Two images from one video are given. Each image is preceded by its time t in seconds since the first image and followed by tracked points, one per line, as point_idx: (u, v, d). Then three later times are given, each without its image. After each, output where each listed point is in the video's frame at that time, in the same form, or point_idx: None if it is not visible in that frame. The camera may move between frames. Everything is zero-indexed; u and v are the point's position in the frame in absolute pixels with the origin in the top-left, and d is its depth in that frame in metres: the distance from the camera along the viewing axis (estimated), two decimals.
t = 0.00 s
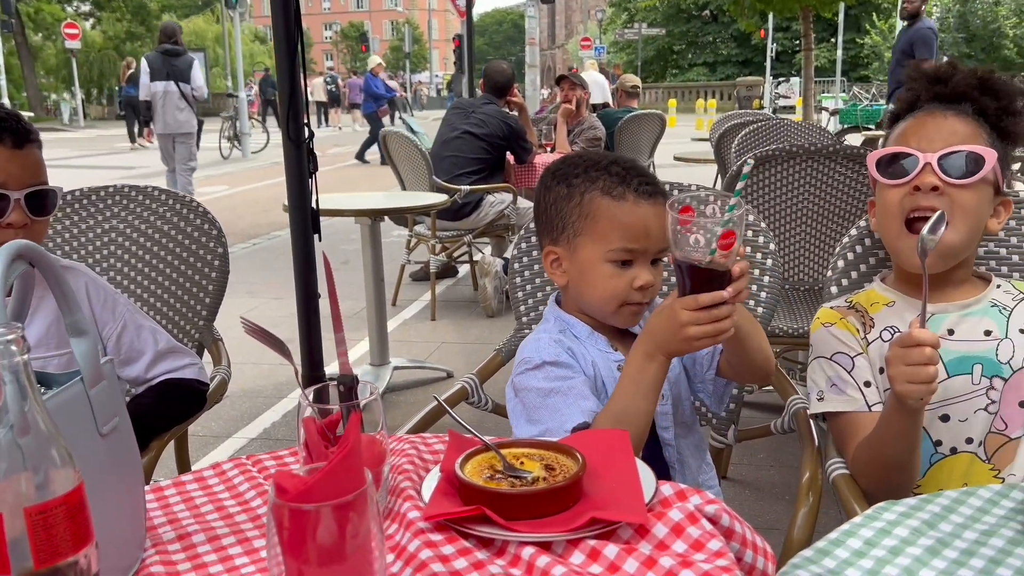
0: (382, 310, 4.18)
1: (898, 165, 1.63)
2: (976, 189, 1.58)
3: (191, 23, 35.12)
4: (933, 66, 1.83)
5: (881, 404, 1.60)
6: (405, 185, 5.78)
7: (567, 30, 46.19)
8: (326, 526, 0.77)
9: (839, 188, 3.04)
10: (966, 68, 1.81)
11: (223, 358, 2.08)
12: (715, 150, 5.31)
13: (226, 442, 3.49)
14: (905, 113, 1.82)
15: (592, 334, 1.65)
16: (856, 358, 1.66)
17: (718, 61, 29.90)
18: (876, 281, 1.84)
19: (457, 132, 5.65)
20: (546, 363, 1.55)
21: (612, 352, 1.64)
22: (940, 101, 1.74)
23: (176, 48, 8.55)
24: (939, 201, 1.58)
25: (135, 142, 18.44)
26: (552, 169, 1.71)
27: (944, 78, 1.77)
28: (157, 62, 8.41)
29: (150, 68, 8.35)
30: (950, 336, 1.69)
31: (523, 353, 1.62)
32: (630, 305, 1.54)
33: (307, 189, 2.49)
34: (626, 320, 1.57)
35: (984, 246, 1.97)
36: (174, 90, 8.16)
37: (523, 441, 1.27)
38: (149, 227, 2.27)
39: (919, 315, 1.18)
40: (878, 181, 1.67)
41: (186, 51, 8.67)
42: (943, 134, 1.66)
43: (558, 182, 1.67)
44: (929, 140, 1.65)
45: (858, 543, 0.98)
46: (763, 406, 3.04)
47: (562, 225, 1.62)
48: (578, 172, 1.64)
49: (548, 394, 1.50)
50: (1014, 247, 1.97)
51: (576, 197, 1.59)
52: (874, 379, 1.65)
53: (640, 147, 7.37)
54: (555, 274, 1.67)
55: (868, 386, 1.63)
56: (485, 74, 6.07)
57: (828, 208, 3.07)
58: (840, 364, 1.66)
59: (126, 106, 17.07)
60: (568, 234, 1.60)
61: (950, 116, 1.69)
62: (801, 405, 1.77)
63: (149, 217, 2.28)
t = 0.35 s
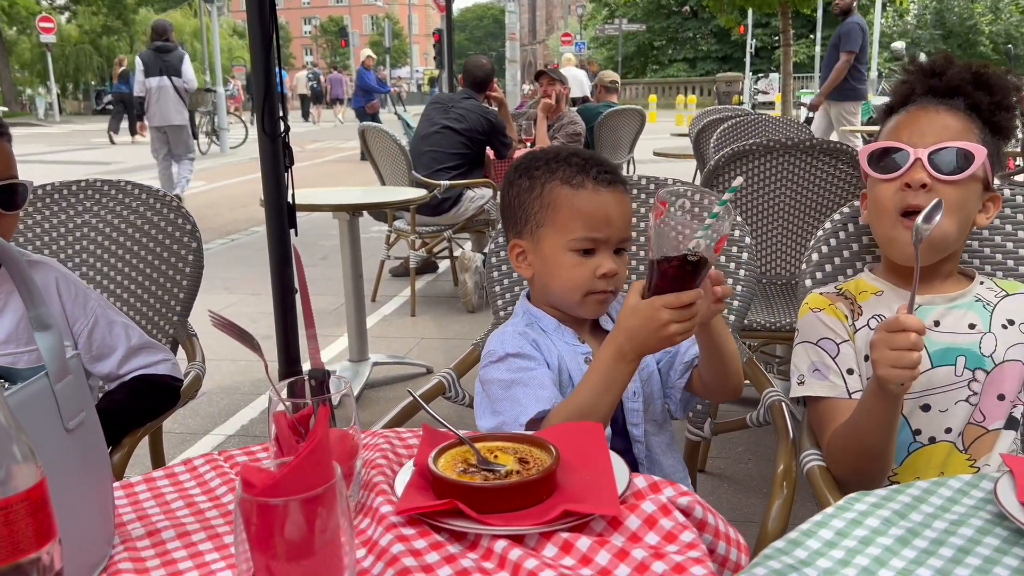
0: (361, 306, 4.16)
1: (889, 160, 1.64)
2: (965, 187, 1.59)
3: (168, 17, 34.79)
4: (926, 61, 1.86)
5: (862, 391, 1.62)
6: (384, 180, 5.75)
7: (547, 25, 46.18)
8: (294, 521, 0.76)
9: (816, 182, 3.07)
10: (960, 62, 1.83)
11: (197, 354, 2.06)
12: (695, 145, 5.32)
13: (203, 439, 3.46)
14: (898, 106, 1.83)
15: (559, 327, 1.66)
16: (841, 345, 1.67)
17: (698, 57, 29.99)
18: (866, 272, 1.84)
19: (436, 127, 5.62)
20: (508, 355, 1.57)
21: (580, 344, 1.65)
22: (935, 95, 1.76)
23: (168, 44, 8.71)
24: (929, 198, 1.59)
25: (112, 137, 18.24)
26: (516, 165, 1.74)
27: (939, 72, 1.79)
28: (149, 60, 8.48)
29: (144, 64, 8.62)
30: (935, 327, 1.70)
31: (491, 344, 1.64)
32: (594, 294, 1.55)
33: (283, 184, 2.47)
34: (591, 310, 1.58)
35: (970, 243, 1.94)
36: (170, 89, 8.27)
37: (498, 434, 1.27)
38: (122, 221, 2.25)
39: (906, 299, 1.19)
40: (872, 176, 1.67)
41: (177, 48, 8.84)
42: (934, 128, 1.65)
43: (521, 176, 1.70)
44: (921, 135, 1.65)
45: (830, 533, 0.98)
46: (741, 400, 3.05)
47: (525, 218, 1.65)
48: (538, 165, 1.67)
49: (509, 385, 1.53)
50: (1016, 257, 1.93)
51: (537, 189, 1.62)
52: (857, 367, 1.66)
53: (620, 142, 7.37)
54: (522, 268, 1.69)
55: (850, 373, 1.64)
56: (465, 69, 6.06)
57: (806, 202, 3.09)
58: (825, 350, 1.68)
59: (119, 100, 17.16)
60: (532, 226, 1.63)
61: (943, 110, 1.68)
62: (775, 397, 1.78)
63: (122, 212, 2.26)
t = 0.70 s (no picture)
0: (342, 302, 4.14)
1: (861, 157, 1.64)
2: (937, 183, 1.60)
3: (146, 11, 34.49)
4: (890, 55, 1.88)
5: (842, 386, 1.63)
6: (365, 176, 5.73)
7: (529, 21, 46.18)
8: (264, 516, 0.75)
9: (790, 175, 3.08)
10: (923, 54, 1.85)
11: (172, 349, 2.04)
12: (675, 140, 5.33)
13: (181, 436, 3.43)
14: (865, 102, 1.83)
15: (546, 324, 1.65)
16: (822, 340, 1.68)
17: (680, 53, 30.10)
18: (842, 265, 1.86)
19: (417, 122, 5.60)
20: (496, 352, 1.56)
21: (567, 342, 1.65)
22: (901, 89, 1.78)
23: (162, 44, 9.00)
24: (903, 195, 1.61)
25: (90, 133, 18.06)
26: (495, 159, 1.75)
27: (904, 67, 1.81)
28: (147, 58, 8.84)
29: (142, 61, 8.66)
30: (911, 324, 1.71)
31: (479, 339, 1.62)
32: (580, 283, 1.56)
33: (260, 179, 2.45)
34: (578, 300, 1.58)
35: (945, 237, 1.95)
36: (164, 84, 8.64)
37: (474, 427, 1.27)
38: (96, 216, 2.22)
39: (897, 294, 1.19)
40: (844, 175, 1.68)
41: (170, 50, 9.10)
42: (904, 125, 1.66)
43: (500, 170, 1.70)
44: (893, 133, 1.66)
45: (802, 524, 0.99)
46: (719, 395, 3.06)
47: (506, 211, 1.65)
48: (517, 158, 1.67)
49: (501, 382, 1.51)
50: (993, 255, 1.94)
51: (517, 181, 1.62)
52: (837, 362, 1.68)
53: (602, 138, 7.38)
54: (506, 261, 1.69)
55: (830, 368, 1.66)
56: (439, 64, 6.03)
57: (783, 196, 3.10)
58: (807, 343, 1.69)
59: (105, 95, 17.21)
60: (513, 219, 1.63)
61: (913, 108, 1.70)
62: (753, 390, 1.79)
63: (95, 206, 2.23)
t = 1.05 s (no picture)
0: (323, 299, 4.12)
1: (841, 162, 1.64)
2: (915, 185, 1.61)
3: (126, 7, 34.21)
4: (860, 42, 1.90)
5: (820, 384, 1.64)
6: (345, 172, 5.70)
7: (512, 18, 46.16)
8: (233, 511, 0.75)
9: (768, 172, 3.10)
10: (893, 43, 1.87)
11: (148, 347, 2.01)
12: (655, 135, 5.34)
13: (160, 435, 3.40)
14: (838, 93, 1.84)
15: (529, 316, 1.65)
16: (802, 338, 1.69)
17: (662, 50, 30.19)
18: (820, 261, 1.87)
19: (397, 119, 5.59)
20: (478, 343, 1.56)
21: (549, 334, 1.65)
22: (874, 82, 1.79)
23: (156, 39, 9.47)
24: (885, 200, 1.61)
25: (69, 130, 17.88)
26: (480, 152, 1.74)
27: (877, 56, 1.83)
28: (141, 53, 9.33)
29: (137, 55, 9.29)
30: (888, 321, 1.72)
31: (462, 330, 1.62)
32: (561, 279, 1.55)
33: (237, 175, 2.43)
34: (557, 296, 1.57)
35: (921, 232, 1.97)
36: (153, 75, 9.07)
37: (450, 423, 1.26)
38: (71, 213, 2.19)
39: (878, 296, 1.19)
40: (824, 177, 1.67)
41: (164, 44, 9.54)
42: (881, 126, 1.66)
43: (485, 163, 1.70)
44: (871, 135, 1.66)
45: (777, 517, 0.99)
46: (699, 390, 3.07)
47: (490, 204, 1.64)
48: (502, 151, 1.67)
49: (480, 375, 1.51)
50: (967, 248, 1.95)
51: (500, 175, 1.62)
52: (816, 359, 1.68)
53: (584, 135, 7.38)
54: (489, 255, 1.69)
55: (809, 366, 1.66)
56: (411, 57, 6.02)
57: (759, 191, 3.11)
58: (786, 341, 1.69)
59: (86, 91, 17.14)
60: (496, 213, 1.62)
61: (889, 106, 1.69)
62: (731, 385, 1.79)
63: (70, 203, 2.20)
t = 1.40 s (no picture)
0: (301, 298, 4.09)
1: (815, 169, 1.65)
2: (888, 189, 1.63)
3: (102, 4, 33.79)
4: (830, 36, 1.91)
5: (792, 381, 1.65)
6: (324, 172, 5.67)
7: (491, 17, 46.13)
8: (200, 511, 0.74)
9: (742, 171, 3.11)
10: (863, 38, 1.89)
11: (122, 347, 1.99)
12: (634, 134, 5.36)
13: (136, 436, 3.37)
14: (809, 87, 1.86)
15: (502, 315, 1.65)
16: (774, 336, 1.70)
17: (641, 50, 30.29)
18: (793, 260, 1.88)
19: (378, 118, 5.57)
20: (450, 343, 1.55)
21: (521, 333, 1.64)
22: (846, 78, 1.80)
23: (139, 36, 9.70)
24: (857, 205, 1.63)
25: (44, 129, 17.66)
26: (454, 152, 1.74)
27: (848, 52, 1.85)
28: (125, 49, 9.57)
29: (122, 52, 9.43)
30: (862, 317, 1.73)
31: (434, 329, 1.61)
32: (530, 278, 1.55)
33: (213, 174, 2.42)
34: (528, 295, 1.57)
35: (893, 229, 1.99)
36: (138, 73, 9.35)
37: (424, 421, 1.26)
38: (44, 213, 2.17)
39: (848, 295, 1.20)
40: (798, 181, 1.68)
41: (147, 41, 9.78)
42: (854, 127, 1.67)
43: (457, 163, 1.70)
44: (844, 137, 1.67)
45: (748, 512, 0.99)
46: (677, 388, 3.09)
47: (462, 204, 1.64)
48: (473, 151, 1.67)
49: (452, 376, 1.51)
50: (939, 244, 1.98)
51: (472, 175, 1.62)
52: (788, 357, 1.70)
53: (564, 134, 7.38)
54: (462, 255, 1.69)
55: (781, 364, 1.67)
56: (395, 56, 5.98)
57: (732, 188, 3.13)
58: (759, 340, 1.70)
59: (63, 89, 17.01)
60: (468, 212, 1.63)
61: (861, 108, 1.70)
62: (706, 381, 1.80)
63: (43, 202, 2.19)
